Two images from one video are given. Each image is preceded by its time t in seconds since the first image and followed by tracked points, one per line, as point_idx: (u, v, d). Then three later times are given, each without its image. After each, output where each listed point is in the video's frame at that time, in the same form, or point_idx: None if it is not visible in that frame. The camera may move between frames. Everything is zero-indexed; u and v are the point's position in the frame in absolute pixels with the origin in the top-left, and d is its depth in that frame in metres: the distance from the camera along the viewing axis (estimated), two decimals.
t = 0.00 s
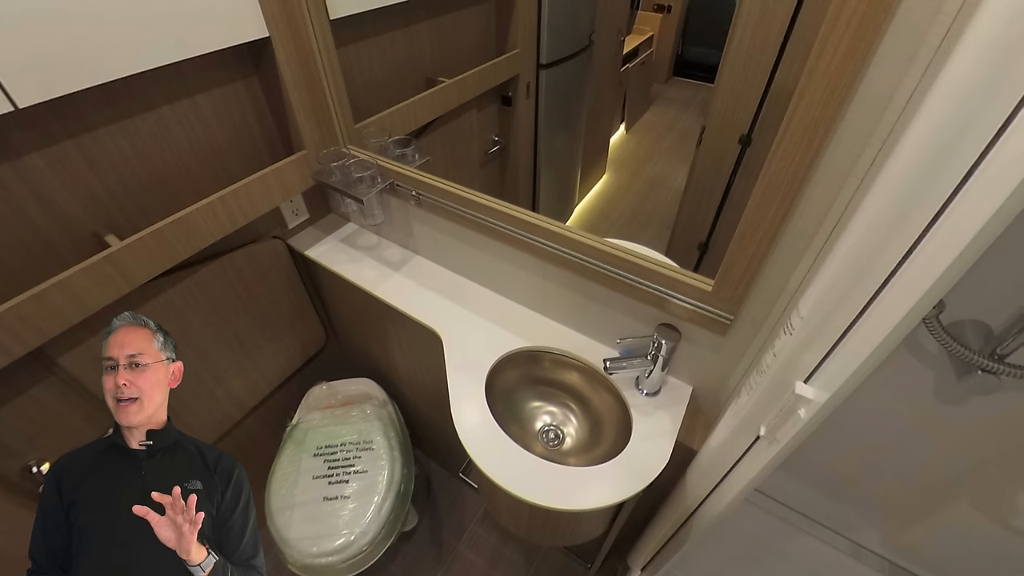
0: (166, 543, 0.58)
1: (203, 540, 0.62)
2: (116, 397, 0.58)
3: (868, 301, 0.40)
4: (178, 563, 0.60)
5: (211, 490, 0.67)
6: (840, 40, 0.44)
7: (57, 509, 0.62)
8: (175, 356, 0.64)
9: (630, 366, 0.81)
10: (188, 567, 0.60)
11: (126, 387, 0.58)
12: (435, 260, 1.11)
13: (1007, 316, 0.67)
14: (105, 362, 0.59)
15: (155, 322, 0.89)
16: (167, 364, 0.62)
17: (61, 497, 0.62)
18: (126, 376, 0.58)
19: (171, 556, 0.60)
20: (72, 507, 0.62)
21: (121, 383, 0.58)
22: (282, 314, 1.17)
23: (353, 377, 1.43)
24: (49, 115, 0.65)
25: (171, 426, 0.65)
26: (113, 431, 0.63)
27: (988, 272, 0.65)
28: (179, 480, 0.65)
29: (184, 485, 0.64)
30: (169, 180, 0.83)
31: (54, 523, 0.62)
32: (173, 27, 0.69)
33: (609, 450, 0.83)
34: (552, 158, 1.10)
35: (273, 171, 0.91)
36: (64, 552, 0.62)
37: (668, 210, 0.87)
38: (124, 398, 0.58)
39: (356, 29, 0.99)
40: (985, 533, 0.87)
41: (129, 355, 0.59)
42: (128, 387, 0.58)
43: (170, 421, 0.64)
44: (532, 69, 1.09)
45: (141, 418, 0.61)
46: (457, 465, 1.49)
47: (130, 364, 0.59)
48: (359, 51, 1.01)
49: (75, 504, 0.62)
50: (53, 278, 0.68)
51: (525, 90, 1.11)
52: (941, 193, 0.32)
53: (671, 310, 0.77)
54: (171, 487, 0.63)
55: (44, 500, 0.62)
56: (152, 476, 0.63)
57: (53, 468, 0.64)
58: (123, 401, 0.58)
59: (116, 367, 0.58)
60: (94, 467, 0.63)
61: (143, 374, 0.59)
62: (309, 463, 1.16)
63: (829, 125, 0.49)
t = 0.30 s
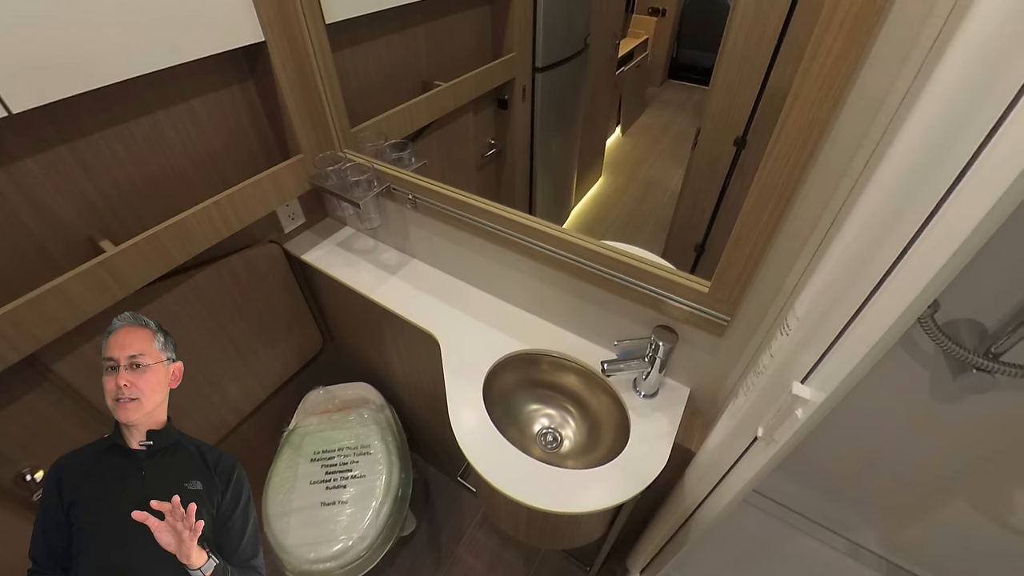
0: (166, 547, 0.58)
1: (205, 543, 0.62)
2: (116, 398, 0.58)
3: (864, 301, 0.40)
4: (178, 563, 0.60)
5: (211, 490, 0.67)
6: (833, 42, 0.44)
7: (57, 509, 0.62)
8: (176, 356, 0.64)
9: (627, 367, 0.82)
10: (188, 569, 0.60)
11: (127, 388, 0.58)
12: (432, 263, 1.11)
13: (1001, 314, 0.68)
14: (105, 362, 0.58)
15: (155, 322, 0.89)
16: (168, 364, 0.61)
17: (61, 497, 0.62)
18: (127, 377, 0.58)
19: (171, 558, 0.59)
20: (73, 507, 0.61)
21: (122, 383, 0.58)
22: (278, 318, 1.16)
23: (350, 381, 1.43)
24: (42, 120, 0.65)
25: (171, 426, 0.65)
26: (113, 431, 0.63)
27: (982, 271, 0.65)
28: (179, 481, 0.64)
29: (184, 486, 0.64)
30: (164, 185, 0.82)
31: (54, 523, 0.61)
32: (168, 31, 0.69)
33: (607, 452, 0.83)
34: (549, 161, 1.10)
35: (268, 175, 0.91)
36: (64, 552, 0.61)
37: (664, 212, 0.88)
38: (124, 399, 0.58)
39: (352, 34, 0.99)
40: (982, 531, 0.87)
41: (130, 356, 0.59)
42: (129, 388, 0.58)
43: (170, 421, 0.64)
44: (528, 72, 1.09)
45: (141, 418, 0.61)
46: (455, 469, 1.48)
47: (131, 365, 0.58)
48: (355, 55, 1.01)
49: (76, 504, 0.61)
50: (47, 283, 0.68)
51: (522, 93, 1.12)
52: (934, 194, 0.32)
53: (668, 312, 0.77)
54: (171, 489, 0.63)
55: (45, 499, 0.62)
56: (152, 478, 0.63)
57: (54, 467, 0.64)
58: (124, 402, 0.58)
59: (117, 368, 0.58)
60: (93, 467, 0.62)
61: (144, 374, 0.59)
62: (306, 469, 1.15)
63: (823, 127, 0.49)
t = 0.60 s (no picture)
0: (171, 539, 0.59)
1: (207, 539, 0.62)
2: (118, 396, 0.57)
3: (858, 301, 0.40)
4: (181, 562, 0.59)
5: (211, 490, 0.65)
6: (825, 45, 0.45)
7: (57, 509, 0.61)
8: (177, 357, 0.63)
9: (624, 370, 0.81)
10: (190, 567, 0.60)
11: (129, 387, 0.57)
12: (428, 267, 1.11)
13: (993, 313, 0.68)
14: (106, 361, 0.58)
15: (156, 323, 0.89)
16: (169, 364, 0.60)
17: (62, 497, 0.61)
18: (129, 375, 0.57)
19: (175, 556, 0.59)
20: (73, 506, 0.60)
21: (124, 382, 0.57)
22: (274, 324, 1.15)
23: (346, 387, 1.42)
24: (36, 126, 0.65)
25: (171, 426, 0.64)
26: (115, 430, 0.62)
27: (973, 271, 0.66)
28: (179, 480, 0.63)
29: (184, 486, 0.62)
30: (158, 191, 0.82)
31: (54, 523, 0.61)
32: (162, 37, 0.69)
33: (605, 455, 0.83)
34: (544, 164, 1.11)
35: (263, 180, 0.91)
36: (63, 553, 0.60)
37: (659, 214, 0.88)
38: (126, 398, 0.57)
39: (347, 39, 0.99)
40: (978, 529, 0.88)
41: (133, 354, 0.58)
42: (132, 386, 0.57)
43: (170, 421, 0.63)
44: (523, 76, 1.09)
45: (143, 418, 0.60)
46: (452, 474, 1.48)
47: (134, 363, 0.58)
48: (350, 60, 1.01)
49: (76, 504, 0.61)
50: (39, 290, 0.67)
51: (516, 97, 1.12)
52: (926, 194, 0.33)
53: (665, 314, 0.77)
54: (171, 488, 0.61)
55: (46, 498, 0.61)
56: (152, 478, 0.61)
57: (54, 466, 0.63)
58: (126, 401, 0.57)
59: (119, 366, 0.57)
60: (93, 467, 0.62)
61: (148, 372, 0.58)
62: (303, 475, 1.14)
63: (816, 129, 0.49)
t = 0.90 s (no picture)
0: (173, 540, 0.58)
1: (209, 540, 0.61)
2: (120, 396, 0.55)
3: (852, 301, 0.41)
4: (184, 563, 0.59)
5: (212, 490, 0.65)
6: (814, 49, 0.45)
7: (56, 510, 0.61)
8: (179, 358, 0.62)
9: (621, 373, 0.82)
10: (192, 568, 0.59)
11: (132, 386, 0.56)
12: (423, 272, 1.10)
13: (985, 312, 0.69)
14: (109, 358, 0.56)
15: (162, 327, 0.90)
16: (171, 364, 0.59)
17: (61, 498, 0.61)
18: (132, 374, 0.56)
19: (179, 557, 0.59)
20: (72, 508, 0.60)
21: (127, 381, 0.56)
22: (268, 331, 1.14)
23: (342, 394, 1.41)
24: (27, 134, 0.64)
25: (171, 426, 0.63)
26: (115, 428, 0.61)
27: (964, 270, 0.67)
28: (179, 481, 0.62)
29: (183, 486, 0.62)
30: (150, 198, 0.81)
31: (54, 524, 0.61)
32: (156, 44, 0.68)
33: (603, 458, 0.83)
34: (538, 169, 1.11)
35: (257, 187, 0.90)
36: (64, 553, 0.61)
37: (653, 217, 0.89)
38: (127, 397, 0.56)
39: (341, 45, 0.99)
40: (973, 527, 0.88)
41: (137, 352, 0.57)
42: (134, 386, 0.56)
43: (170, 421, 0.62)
44: (517, 81, 1.10)
45: (143, 418, 0.58)
46: (449, 480, 1.47)
47: (137, 362, 0.57)
48: (344, 66, 1.01)
49: (75, 505, 0.60)
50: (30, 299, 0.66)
51: (510, 102, 1.12)
52: (917, 195, 0.33)
53: (660, 316, 0.78)
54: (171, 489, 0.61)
55: (46, 499, 0.61)
56: (153, 478, 0.61)
57: (54, 466, 0.63)
58: (127, 401, 0.56)
59: (123, 364, 0.56)
60: (92, 468, 0.61)
61: (150, 373, 0.57)
62: (298, 484, 1.13)
63: (807, 131, 0.50)
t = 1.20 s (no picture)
0: (172, 544, 0.57)
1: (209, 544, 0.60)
2: (119, 395, 0.54)
3: (844, 301, 0.41)
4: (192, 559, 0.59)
5: (211, 490, 0.64)
6: (802, 54, 0.46)
7: (56, 510, 0.59)
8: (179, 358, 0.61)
9: (617, 377, 0.81)
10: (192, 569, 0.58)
11: (131, 386, 0.54)
12: (417, 278, 1.10)
13: (975, 310, 0.70)
14: (108, 357, 0.55)
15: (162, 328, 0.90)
16: (171, 364, 0.58)
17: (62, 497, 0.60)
18: (131, 374, 0.55)
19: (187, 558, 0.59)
20: (72, 508, 0.59)
21: (126, 380, 0.54)
22: (262, 339, 1.13)
23: (337, 402, 1.40)
24: (16, 143, 0.63)
25: (172, 426, 0.61)
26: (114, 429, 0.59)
27: (953, 269, 0.68)
28: (179, 481, 0.62)
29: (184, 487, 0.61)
30: (141, 206, 0.81)
31: (54, 524, 0.60)
32: (146, 52, 0.68)
33: (600, 462, 0.83)
34: (532, 174, 1.12)
35: (250, 194, 0.90)
36: (64, 553, 0.60)
37: (647, 220, 0.89)
38: (126, 397, 0.54)
39: (333, 52, 0.99)
40: (968, 524, 0.89)
41: (136, 351, 0.56)
42: (134, 385, 0.54)
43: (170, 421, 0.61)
44: (510, 87, 1.11)
45: (143, 418, 0.57)
46: (446, 487, 1.46)
47: (137, 361, 0.55)
48: (337, 73, 1.01)
49: (75, 505, 0.59)
50: (19, 309, 0.65)
51: (503, 107, 1.14)
52: (906, 196, 0.34)
53: (655, 319, 0.78)
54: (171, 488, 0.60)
55: (45, 499, 0.60)
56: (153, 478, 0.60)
57: (53, 466, 0.61)
58: (127, 400, 0.54)
59: (122, 364, 0.55)
60: (93, 469, 0.60)
61: (150, 371, 0.56)
62: (293, 493, 1.12)
63: (796, 135, 0.51)
